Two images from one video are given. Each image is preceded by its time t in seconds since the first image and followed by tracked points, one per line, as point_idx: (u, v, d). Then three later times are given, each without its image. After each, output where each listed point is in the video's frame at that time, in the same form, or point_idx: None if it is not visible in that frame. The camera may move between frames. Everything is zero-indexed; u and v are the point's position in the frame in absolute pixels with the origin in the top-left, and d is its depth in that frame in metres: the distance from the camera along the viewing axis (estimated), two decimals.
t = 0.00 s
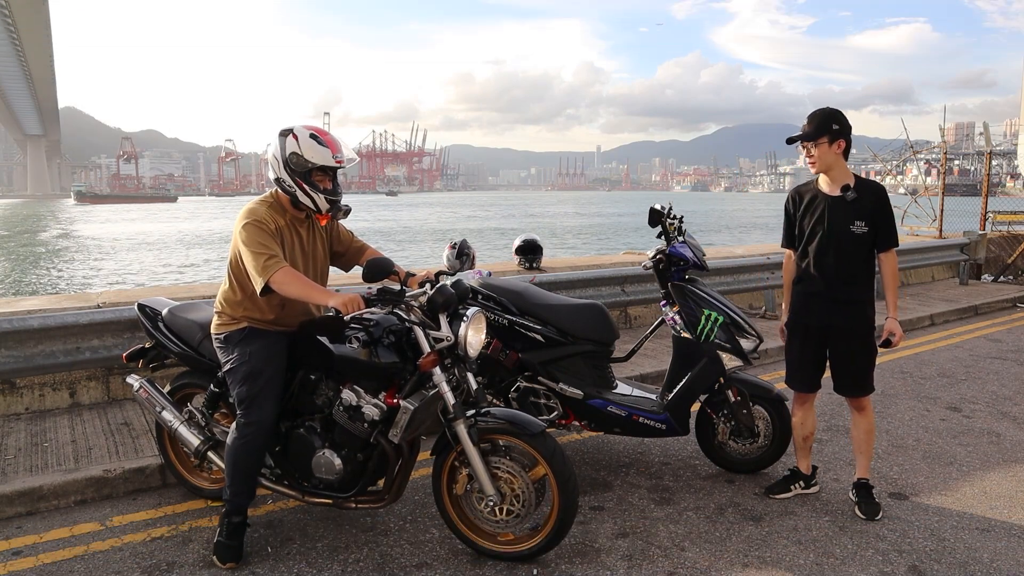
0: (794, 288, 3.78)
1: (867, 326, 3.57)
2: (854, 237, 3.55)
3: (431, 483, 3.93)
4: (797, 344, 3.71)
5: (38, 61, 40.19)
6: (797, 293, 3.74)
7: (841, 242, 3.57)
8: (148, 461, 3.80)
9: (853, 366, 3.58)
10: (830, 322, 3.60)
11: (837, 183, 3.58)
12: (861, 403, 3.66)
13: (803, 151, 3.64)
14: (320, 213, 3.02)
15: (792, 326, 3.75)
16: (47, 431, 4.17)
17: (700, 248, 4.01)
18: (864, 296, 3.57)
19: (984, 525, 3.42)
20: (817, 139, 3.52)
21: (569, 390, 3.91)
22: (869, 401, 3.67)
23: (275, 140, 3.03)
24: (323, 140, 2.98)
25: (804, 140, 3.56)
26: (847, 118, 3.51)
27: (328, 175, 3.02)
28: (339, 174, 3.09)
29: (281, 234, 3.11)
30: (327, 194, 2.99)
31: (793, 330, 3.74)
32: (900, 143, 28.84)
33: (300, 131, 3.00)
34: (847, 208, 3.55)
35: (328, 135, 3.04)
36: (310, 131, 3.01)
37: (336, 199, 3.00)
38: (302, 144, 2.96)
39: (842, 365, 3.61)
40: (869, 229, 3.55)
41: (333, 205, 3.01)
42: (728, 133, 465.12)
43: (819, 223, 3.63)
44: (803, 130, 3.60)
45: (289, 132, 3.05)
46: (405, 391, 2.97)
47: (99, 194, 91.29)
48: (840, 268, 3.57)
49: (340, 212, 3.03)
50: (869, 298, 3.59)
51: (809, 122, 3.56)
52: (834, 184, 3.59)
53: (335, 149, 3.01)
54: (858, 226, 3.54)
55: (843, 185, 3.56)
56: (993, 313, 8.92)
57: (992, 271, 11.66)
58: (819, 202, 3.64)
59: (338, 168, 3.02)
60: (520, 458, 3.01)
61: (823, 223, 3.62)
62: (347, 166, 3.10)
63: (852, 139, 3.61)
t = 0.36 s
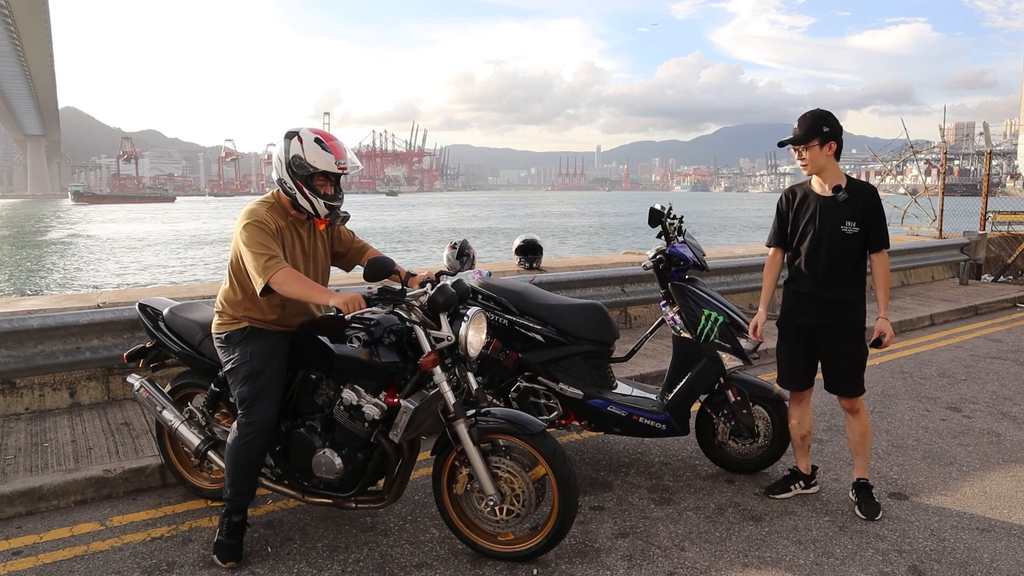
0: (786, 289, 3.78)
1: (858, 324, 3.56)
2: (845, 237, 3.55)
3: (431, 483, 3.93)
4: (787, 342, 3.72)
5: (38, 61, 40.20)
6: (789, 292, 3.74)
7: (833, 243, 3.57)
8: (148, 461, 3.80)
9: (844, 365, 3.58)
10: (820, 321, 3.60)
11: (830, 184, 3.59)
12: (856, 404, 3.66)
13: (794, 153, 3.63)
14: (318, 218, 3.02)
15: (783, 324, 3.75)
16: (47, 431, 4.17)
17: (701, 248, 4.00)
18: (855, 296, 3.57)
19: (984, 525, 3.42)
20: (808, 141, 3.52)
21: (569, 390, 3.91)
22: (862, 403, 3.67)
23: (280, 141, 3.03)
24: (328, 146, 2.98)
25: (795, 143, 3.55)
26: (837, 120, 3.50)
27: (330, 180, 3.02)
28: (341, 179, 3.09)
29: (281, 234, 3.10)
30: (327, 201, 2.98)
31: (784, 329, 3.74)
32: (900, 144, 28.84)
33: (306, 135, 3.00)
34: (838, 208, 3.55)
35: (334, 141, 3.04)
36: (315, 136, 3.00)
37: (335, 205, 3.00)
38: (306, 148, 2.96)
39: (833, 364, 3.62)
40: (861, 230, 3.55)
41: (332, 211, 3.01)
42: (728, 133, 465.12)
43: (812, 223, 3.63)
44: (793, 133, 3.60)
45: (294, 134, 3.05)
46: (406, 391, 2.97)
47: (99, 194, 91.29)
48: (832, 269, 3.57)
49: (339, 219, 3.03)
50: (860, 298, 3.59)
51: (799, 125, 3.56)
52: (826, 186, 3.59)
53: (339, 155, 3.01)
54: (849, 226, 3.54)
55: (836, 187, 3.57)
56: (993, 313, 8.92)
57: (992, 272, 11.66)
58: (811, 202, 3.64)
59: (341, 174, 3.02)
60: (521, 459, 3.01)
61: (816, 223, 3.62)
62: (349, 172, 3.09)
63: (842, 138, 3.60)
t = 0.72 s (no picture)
0: (778, 290, 3.76)
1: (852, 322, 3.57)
2: (836, 236, 3.56)
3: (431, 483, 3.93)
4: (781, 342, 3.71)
5: (38, 61, 40.19)
6: (783, 292, 3.73)
7: (824, 242, 3.57)
8: (148, 461, 3.80)
9: (840, 363, 3.59)
10: (815, 320, 3.61)
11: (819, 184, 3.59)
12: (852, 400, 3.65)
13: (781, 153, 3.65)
14: (321, 218, 3.03)
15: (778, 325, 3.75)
16: (47, 431, 4.17)
17: (700, 248, 4.00)
18: (848, 294, 3.58)
19: (984, 526, 3.42)
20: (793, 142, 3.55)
21: (569, 390, 3.91)
22: (858, 399, 3.67)
23: (285, 141, 3.02)
24: (332, 147, 2.98)
25: (781, 143, 3.58)
26: (823, 120, 3.53)
27: (334, 180, 3.01)
28: (345, 179, 3.08)
29: (284, 234, 3.10)
30: (330, 200, 2.99)
31: (779, 330, 3.74)
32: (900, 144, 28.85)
33: (310, 135, 3.00)
34: (828, 208, 3.57)
35: (338, 141, 3.03)
36: (320, 136, 3.00)
37: (339, 205, 3.00)
38: (310, 148, 2.95)
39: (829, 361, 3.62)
40: (850, 229, 3.57)
41: (335, 210, 3.02)
42: (728, 133, 465.12)
43: (803, 222, 3.63)
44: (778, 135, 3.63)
45: (298, 134, 3.05)
46: (407, 390, 2.97)
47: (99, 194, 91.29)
48: (824, 269, 3.58)
49: (341, 219, 3.04)
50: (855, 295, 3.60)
51: (784, 127, 3.59)
52: (814, 185, 3.60)
53: (342, 156, 3.01)
54: (839, 226, 3.56)
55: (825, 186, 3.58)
56: (993, 313, 8.92)
57: (992, 271, 11.67)
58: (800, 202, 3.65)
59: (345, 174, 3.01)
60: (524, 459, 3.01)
61: (807, 222, 3.62)
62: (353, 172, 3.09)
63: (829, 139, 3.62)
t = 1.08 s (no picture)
0: (779, 293, 3.76)
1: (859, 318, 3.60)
2: (834, 235, 3.59)
3: (431, 483, 3.93)
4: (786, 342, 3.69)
5: (38, 61, 40.19)
6: (784, 293, 3.73)
7: (822, 241, 3.60)
8: (148, 461, 3.80)
9: (848, 359, 3.63)
10: (819, 319, 3.62)
11: (808, 185, 3.61)
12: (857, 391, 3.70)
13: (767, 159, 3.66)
14: (325, 218, 3.00)
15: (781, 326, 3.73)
16: (47, 431, 4.17)
17: (700, 248, 4.00)
18: (850, 290, 3.61)
19: (984, 526, 3.42)
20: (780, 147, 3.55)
21: (569, 390, 3.91)
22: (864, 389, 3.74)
23: (288, 142, 3.02)
24: (337, 147, 2.98)
25: (766, 150, 3.59)
26: (806, 121, 3.54)
27: (338, 181, 3.01)
28: (349, 180, 3.08)
29: (289, 234, 3.11)
30: (335, 201, 2.98)
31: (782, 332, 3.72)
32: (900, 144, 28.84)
33: (315, 135, 3.00)
34: (826, 206, 3.58)
35: (343, 142, 3.03)
36: (324, 136, 3.00)
37: (344, 205, 3.00)
38: (315, 148, 2.96)
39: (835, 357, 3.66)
40: (847, 225, 3.60)
41: (340, 212, 3.01)
42: (728, 133, 465.12)
43: (799, 223, 3.64)
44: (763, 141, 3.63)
45: (302, 135, 3.05)
46: (412, 390, 2.97)
47: (99, 194, 91.29)
48: (826, 268, 3.60)
49: (346, 219, 3.02)
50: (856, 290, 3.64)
51: (769, 132, 3.59)
52: (804, 187, 3.62)
53: (347, 156, 3.01)
54: (836, 223, 3.58)
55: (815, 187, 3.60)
56: (993, 313, 8.92)
57: (992, 271, 11.67)
58: (794, 202, 3.65)
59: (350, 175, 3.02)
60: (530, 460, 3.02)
61: (803, 222, 3.62)
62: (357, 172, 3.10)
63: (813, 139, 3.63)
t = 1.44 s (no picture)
0: (788, 291, 3.74)
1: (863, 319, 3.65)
2: (844, 234, 3.60)
3: (432, 483, 3.93)
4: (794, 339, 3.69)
5: (38, 61, 40.19)
6: (791, 291, 3.72)
7: (833, 239, 3.61)
8: (148, 461, 3.80)
9: (852, 358, 3.67)
10: (827, 319, 3.62)
11: (820, 183, 3.61)
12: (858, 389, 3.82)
13: (780, 157, 3.65)
14: (335, 218, 3.02)
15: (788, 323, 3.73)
16: (47, 431, 4.17)
17: (701, 248, 4.00)
18: (858, 290, 3.64)
19: (984, 526, 3.42)
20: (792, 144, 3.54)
21: (569, 390, 3.91)
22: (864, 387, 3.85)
23: (299, 141, 3.03)
24: (346, 146, 2.97)
25: (779, 149, 3.58)
26: (819, 119, 3.53)
27: (347, 180, 3.01)
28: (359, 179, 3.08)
29: (298, 234, 3.10)
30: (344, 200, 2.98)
31: (789, 329, 3.72)
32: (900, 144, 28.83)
33: (324, 134, 2.99)
34: (838, 206, 3.59)
35: (353, 141, 3.02)
36: (334, 135, 3.00)
37: (352, 205, 3.00)
38: (324, 147, 2.95)
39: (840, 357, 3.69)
40: (856, 225, 3.62)
41: (348, 211, 3.02)
42: (728, 133, 465.12)
43: (810, 220, 3.64)
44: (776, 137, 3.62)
45: (312, 134, 3.04)
46: (423, 391, 2.98)
47: (99, 194, 91.29)
48: (835, 267, 3.61)
49: (355, 218, 3.04)
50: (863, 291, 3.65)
51: (782, 128, 3.58)
52: (817, 186, 3.62)
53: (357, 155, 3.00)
54: (848, 222, 3.60)
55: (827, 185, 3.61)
56: (993, 313, 8.92)
57: (992, 272, 11.66)
58: (806, 200, 3.65)
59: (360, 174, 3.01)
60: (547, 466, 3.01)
61: (814, 220, 3.63)
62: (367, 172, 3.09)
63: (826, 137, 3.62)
